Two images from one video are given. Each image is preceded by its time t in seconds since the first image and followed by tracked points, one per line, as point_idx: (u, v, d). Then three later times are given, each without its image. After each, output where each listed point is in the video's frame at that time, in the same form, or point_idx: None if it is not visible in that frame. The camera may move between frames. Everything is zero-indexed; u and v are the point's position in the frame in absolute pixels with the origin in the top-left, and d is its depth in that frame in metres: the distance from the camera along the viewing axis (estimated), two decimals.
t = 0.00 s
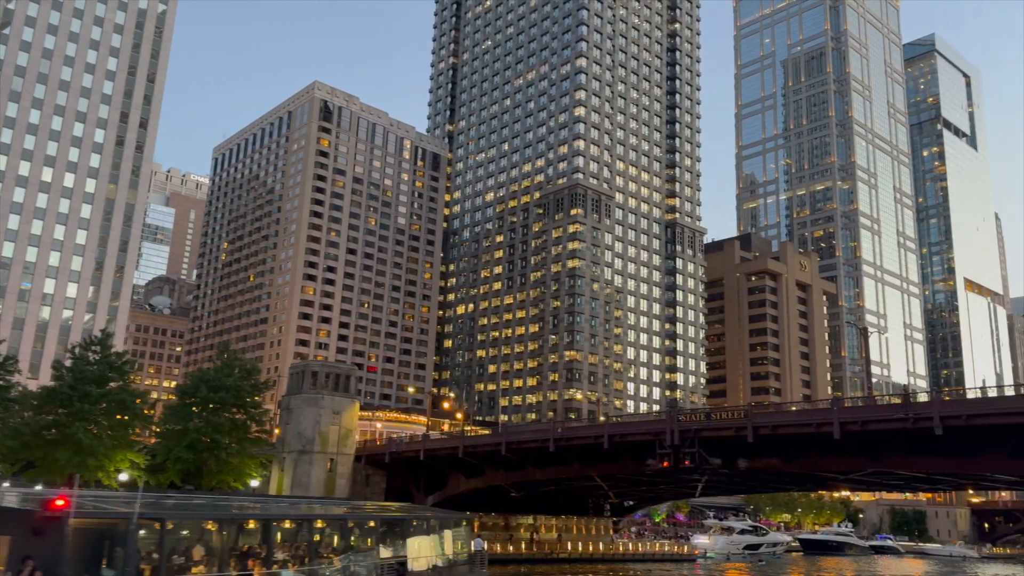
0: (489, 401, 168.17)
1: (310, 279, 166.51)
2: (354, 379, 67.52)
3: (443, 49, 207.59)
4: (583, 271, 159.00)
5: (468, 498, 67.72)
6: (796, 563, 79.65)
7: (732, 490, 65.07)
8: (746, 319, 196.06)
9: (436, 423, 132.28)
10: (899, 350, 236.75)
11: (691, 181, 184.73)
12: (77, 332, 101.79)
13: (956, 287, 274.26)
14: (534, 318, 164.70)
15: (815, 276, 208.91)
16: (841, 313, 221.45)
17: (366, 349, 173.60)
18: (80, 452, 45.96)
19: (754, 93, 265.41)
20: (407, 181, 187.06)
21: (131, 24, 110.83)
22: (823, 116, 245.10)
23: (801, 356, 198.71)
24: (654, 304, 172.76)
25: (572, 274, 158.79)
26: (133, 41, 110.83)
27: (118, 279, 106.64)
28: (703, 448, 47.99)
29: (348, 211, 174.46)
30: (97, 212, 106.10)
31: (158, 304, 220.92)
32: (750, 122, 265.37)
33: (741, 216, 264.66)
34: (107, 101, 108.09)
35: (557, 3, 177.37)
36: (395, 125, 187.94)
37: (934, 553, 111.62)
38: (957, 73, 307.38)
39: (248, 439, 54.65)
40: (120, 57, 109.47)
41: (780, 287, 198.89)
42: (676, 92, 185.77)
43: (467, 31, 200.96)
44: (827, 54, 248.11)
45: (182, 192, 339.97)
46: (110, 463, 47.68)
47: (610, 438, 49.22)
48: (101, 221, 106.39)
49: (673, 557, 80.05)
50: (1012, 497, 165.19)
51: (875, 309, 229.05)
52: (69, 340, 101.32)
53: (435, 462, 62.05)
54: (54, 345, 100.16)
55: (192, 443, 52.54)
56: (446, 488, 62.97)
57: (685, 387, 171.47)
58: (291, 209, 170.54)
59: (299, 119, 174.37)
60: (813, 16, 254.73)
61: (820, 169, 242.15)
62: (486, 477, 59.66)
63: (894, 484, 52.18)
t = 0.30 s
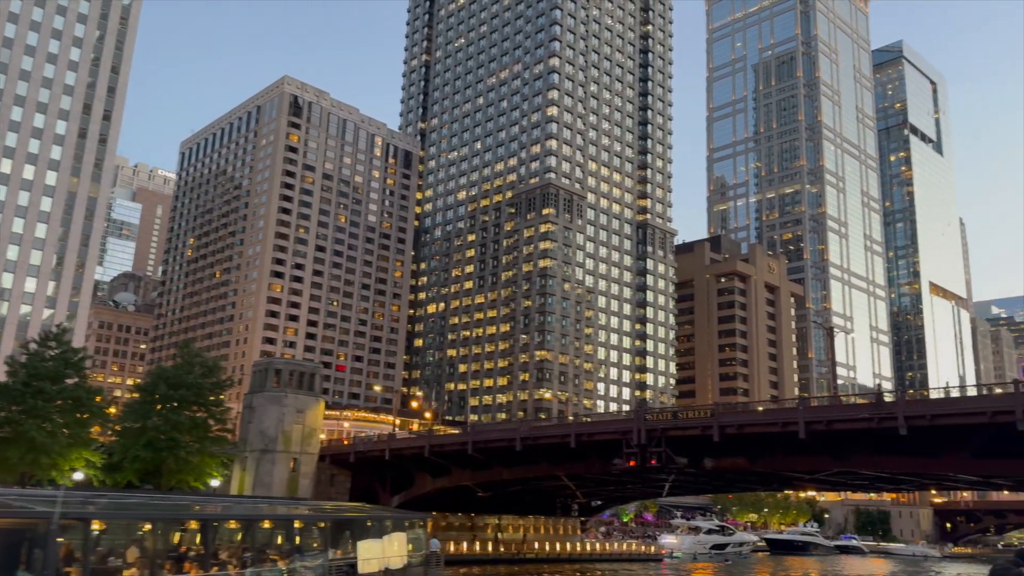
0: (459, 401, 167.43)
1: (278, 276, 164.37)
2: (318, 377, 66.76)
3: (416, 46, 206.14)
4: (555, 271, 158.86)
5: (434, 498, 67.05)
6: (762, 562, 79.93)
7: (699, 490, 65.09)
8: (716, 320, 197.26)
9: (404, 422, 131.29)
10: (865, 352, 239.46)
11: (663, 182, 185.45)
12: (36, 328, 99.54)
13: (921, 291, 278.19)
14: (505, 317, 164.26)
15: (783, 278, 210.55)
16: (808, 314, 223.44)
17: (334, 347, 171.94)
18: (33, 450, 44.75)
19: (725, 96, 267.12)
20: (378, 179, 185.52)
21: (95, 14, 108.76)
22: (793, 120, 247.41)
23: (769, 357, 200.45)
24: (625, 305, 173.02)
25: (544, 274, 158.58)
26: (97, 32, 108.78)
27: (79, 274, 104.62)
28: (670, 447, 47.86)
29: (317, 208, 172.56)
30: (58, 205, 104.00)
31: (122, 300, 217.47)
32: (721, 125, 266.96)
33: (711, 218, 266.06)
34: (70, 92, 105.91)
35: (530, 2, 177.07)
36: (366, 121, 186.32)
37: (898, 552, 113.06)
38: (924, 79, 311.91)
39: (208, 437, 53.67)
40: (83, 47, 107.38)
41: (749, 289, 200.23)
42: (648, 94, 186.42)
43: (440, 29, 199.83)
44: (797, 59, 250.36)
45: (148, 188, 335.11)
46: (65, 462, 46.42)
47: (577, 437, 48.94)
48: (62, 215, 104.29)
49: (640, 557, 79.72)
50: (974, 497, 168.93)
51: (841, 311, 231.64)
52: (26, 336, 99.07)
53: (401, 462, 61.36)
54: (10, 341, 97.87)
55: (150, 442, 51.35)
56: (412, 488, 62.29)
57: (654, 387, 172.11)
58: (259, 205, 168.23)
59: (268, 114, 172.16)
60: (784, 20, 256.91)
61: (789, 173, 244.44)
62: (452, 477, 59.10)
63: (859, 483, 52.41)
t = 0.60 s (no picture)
0: (431, 401, 166.47)
1: (247, 273, 162.24)
2: (284, 376, 66.00)
3: (390, 43, 204.35)
4: (528, 270, 158.53)
5: (401, 498, 66.24)
6: (731, 563, 80.04)
7: (668, 490, 65.00)
8: (688, 321, 198.03)
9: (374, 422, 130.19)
10: (834, 354, 241.68)
11: (637, 184, 185.97)
12: None
13: (890, 294, 281.33)
14: (479, 316, 163.61)
15: (755, 280, 211.83)
16: (778, 317, 225.02)
17: (304, 346, 170.06)
18: None
19: (698, 99, 268.38)
20: (351, 176, 183.73)
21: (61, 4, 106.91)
22: (766, 123, 249.25)
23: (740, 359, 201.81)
24: (598, 305, 173.05)
25: (517, 274, 158.19)
26: (63, 23, 106.95)
27: (41, 269, 102.49)
28: (639, 447, 47.60)
29: (288, 204, 170.66)
30: (20, 198, 101.82)
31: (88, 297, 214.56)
32: (694, 128, 268.19)
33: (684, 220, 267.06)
34: (33, 83, 103.78)
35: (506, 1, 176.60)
36: (339, 118, 184.50)
37: (866, 553, 113.86)
38: (894, 85, 315.63)
39: (169, 435, 52.70)
40: (48, 38, 105.47)
41: (721, 291, 201.16)
42: (623, 95, 186.77)
43: (415, 26, 198.60)
44: (771, 63, 252.35)
45: (116, 183, 330.29)
46: (22, 461, 45.32)
47: (546, 436, 48.58)
48: (24, 208, 102.10)
49: (610, 557, 79.35)
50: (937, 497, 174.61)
51: (811, 313, 233.77)
52: None
53: (367, 462, 60.59)
54: None
55: (109, 440, 50.29)
56: (379, 488, 61.50)
57: (626, 388, 172.37)
58: (228, 201, 166.04)
59: (238, 108, 170.11)
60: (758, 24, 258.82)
61: (761, 176, 246.21)
62: (420, 477, 58.44)
63: (827, 484, 52.52)
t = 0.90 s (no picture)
0: (402, 400, 165.45)
1: (215, 270, 159.96)
2: (249, 373, 65.03)
3: (364, 39, 202.58)
4: (501, 270, 158.01)
5: (368, 498, 65.41)
6: (700, 563, 80.22)
7: (638, 490, 64.88)
8: (659, 322, 198.80)
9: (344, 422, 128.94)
10: (803, 356, 243.86)
11: (610, 185, 186.22)
12: None
13: (859, 297, 284.18)
14: (451, 316, 162.79)
15: (726, 282, 213.04)
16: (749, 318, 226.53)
17: (273, 344, 167.86)
18: None
19: (672, 101, 269.31)
20: (323, 172, 181.85)
21: None
22: (738, 126, 250.89)
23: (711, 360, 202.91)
24: (570, 305, 172.97)
25: (490, 273, 157.63)
26: (27, 12, 104.73)
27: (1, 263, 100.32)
28: (607, 447, 47.30)
29: (258, 200, 168.57)
30: None
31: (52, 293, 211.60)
32: (668, 130, 269.11)
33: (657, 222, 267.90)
34: None
35: None
36: (311, 114, 182.67)
37: (834, 554, 114.07)
38: (864, 91, 319.31)
39: (129, 434, 51.63)
40: (11, 27, 103.22)
41: (693, 292, 202.01)
42: (597, 96, 186.96)
43: (390, 23, 197.24)
44: (743, 67, 253.90)
45: (82, 177, 325.07)
46: None
47: (515, 435, 48.14)
48: None
49: (580, 557, 79.03)
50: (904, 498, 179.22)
51: (781, 315, 235.80)
52: None
53: (333, 461, 59.76)
54: None
55: (67, 438, 49.13)
56: (345, 488, 60.67)
57: (598, 388, 172.55)
58: (196, 196, 163.64)
59: (208, 103, 167.89)
60: (732, 28, 260.36)
61: (733, 179, 247.71)
62: (387, 477, 57.69)
63: (795, 484, 52.54)
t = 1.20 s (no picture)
0: (373, 399, 164.21)
1: (183, 266, 157.62)
2: (213, 371, 64.12)
3: (339, 35, 200.74)
4: (475, 269, 157.34)
5: (334, 498, 64.57)
6: (671, 564, 80.16)
7: (609, 490, 64.62)
8: (632, 323, 199.30)
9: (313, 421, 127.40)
10: (774, 358, 245.57)
11: (585, 185, 186.38)
12: None
13: (828, 300, 286.64)
14: (424, 315, 161.79)
15: (698, 284, 213.89)
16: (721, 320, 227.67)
17: (242, 342, 165.56)
18: None
19: (647, 103, 270.13)
20: (295, 169, 179.88)
21: None
22: (712, 129, 252.23)
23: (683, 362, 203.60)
24: (544, 305, 172.75)
25: (464, 272, 156.88)
26: None
27: None
28: (577, 446, 46.91)
29: (228, 196, 166.37)
30: None
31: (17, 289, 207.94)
32: (643, 132, 269.92)
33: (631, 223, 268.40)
34: None
35: None
36: (284, 109, 180.71)
37: (803, 555, 114.30)
38: (836, 96, 322.74)
39: (89, 432, 50.57)
40: None
41: (665, 294, 202.48)
42: (573, 96, 186.94)
43: (365, 19, 195.82)
44: (718, 70, 254.91)
45: (49, 171, 319.64)
46: None
47: (484, 434, 47.57)
48: None
49: (549, 557, 78.56)
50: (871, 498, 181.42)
51: (752, 317, 237.48)
52: None
53: (299, 461, 58.92)
54: None
55: (24, 435, 47.99)
56: (311, 488, 59.79)
57: (571, 388, 172.41)
58: (164, 191, 161.22)
59: (178, 96, 165.54)
60: (707, 31, 261.83)
61: (706, 181, 248.90)
62: (354, 477, 56.87)
63: (764, 484, 52.56)
